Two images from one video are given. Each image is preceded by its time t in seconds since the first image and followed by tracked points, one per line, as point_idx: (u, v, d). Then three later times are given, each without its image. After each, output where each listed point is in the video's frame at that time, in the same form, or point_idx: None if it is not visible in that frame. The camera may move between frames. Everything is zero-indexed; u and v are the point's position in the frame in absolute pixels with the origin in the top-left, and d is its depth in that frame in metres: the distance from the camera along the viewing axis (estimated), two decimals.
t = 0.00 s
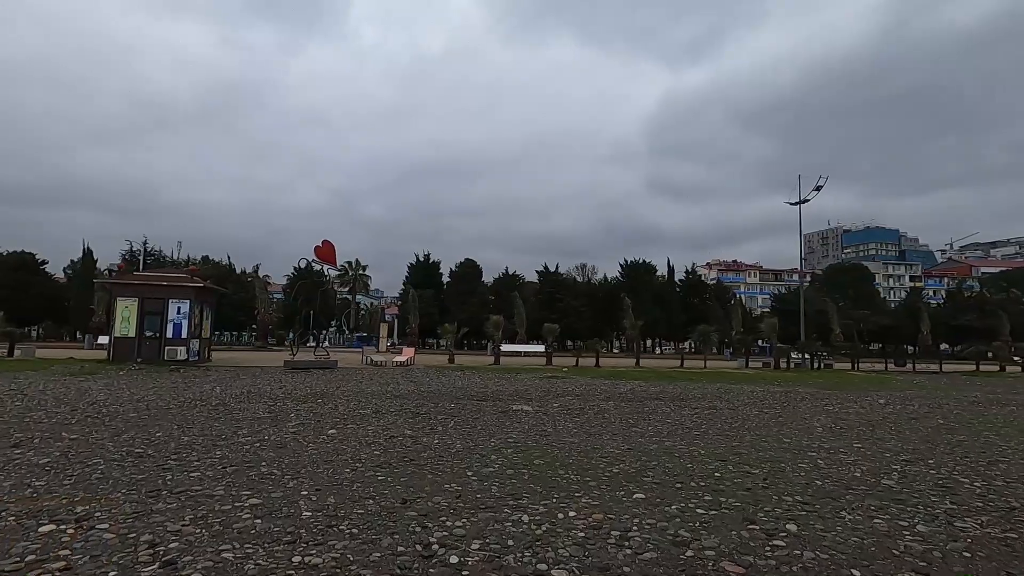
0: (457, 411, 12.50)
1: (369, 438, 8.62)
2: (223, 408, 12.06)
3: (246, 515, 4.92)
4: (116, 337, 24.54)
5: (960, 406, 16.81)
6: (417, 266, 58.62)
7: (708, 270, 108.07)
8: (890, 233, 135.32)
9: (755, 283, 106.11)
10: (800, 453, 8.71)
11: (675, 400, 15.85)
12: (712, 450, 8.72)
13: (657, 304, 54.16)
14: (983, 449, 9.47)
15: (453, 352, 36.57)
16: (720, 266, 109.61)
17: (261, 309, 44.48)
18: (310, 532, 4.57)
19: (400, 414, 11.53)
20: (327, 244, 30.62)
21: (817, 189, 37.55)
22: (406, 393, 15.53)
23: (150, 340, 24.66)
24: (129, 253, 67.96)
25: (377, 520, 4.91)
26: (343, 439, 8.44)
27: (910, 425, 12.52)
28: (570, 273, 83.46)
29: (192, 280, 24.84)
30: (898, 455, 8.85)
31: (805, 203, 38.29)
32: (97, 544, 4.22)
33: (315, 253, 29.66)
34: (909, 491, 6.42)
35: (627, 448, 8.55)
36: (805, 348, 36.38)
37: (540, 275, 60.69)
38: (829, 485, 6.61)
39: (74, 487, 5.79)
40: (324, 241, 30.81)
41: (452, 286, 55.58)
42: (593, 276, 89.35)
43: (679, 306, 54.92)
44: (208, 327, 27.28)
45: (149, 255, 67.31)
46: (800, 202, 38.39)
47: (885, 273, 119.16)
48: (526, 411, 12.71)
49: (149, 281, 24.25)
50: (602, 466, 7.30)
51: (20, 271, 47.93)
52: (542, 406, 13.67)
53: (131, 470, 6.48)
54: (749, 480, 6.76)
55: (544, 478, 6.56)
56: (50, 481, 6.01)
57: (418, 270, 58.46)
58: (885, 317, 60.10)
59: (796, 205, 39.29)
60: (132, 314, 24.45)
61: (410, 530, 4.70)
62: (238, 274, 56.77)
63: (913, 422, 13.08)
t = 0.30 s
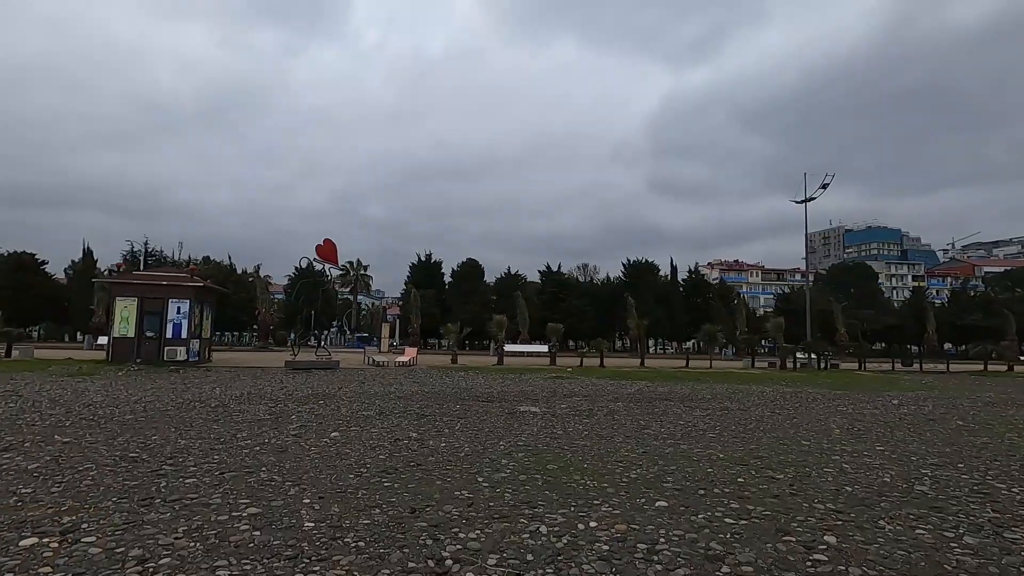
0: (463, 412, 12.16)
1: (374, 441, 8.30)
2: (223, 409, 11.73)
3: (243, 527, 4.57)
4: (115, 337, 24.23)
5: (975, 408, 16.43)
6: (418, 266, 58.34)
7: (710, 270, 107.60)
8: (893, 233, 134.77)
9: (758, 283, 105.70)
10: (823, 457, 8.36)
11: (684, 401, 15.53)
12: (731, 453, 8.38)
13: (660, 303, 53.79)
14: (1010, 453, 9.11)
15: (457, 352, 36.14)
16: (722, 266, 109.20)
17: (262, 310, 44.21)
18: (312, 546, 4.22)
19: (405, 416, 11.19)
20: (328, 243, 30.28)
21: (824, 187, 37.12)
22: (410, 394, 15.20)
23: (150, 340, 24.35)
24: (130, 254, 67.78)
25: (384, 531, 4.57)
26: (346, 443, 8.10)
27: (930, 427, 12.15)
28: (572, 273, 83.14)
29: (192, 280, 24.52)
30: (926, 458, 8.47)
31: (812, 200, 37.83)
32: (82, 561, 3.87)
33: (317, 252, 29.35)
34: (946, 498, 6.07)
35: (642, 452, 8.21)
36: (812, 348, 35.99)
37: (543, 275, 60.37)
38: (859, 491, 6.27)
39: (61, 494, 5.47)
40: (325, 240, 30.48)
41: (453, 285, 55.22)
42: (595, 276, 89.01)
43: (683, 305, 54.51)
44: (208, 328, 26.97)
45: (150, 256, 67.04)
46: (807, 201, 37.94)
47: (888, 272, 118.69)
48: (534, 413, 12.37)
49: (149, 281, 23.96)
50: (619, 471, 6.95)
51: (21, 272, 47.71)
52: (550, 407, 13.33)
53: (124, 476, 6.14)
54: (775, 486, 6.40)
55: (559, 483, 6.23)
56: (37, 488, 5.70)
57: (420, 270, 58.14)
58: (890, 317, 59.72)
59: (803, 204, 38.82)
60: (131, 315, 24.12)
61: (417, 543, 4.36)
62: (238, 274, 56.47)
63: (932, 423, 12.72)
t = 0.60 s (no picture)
0: (467, 415, 11.84)
1: (375, 447, 7.98)
2: (220, 413, 11.41)
3: (235, 542, 4.26)
4: (114, 339, 23.95)
5: (989, 409, 16.08)
6: (420, 267, 58.06)
7: (713, 270, 107.24)
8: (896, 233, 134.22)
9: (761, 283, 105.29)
10: (844, 462, 8.00)
11: (692, 403, 15.20)
12: (748, 459, 8.04)
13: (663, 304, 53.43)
14: None
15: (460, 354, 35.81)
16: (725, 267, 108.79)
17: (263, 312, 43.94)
18: (307, 565, 3.89)
19: (407, 420, 10.85)
20: (329, 243, 29.97)
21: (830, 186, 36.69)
22: (412, 396, 14.87)
23: (149, 342, 24.08)
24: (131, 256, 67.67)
25: (386, 548, 4.25)
26: (346, 449, 7.77)
27: (948, 430, 11.80)
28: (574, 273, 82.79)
29: (192, 281, 24.25)
30: (952, 464, 8.11)
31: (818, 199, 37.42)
32: None
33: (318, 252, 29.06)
34: (982, 508, 5.71)
35: (655, 458, 7.87)
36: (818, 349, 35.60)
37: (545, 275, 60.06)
38: (888, 500, 5.92)
39: (44, 506, 5.15)
40: (326, 240, 30.17)
41: (455, 286, 54.91)
42: (597, 276, 88.68)
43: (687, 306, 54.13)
44: (208, 329, 26.69)
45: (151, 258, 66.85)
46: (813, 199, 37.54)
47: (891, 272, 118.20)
48: (539, 416, 12.02)
49: (149, 282, 23.68)
50: (632, 479, 6.59)
51: (21, 273, 47.50)
52: (556, 410, 12.99)
53: (112, 486, 5.83)
54: (798, 494, 6.07)
55: (570, 492, 5.90)
56: (18, 499, 5.37)
57: (422, 271, 57.86)
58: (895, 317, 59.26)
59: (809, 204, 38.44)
60: (130, 317, 23.86)
61: (421, 561, 4.03)
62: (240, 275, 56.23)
63: (950, 426, 12.32)
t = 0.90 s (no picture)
0: (469, 419, 11.47)
1: (372, 453, 7.59)
2: (214, 417, 11.04)
3: (216, 563, 3.88)
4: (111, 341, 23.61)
5: (1004, 411, 15.66)
6: (421, 268, 57.75)
7: (715, 271, 106.78)
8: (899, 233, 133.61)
9: (763, 284, 104.80)
10: (866, 469, 7.59)
11: (699, 405, 14.81)
12: (765, 465, 7.64)
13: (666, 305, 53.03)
14: None
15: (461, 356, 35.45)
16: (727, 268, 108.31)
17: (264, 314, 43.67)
18: None
19: (406, 424, 10.48)
20: (329, 243, 29.61)
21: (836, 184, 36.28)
22: (413, 399, 14.50)
23: (146, 344, 23.73)
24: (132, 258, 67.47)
25: (382, 568, 3.86)
26: (343, 456, 7.39)
27: (969, 434, 11.36)
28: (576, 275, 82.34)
29: (190, 282, 23.93)
30: (980, 471, 7.69)
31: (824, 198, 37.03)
32: None
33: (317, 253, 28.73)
34: None
35: (667, 464, 7.47)
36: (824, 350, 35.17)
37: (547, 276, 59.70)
38: (922, 512, 5.52)
39: (14, 520, 4.78)
40: (326, 241, 29.83)
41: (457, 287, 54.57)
42: (599, 277, 88.27)
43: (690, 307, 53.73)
44: (206, 331, 26.37)
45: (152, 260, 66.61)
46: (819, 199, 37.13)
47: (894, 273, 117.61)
48: (544, 420, 11.62)
49: (146, 283, 23.35)
50: (645, 488, 6.19)
51: (21, 275, 47.27)
52: (561, 413, 12.60)
53: (90, 497, 5.45)
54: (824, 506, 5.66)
55: (580, 504, 5.51)
56: None
57: (423, 272, 57.52)
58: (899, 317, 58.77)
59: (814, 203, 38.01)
60: (127, 318, 23.54)
61: None
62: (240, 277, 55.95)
63: (968, 430, 11.90)
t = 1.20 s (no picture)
0: (477, 423, 11.11)
1: (377, 460, 7.23)
2: (214, 421, 10.72)
3: None
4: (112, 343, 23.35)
5: None
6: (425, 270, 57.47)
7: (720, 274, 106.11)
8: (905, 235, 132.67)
9: (769, 287, 104.12)
10: (898, 477, 7.19)
11: (712, 409, 14.40)
12: (791, 473, 7.25)
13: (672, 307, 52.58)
14: None
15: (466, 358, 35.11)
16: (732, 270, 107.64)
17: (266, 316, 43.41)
18: None
19: (411, 428, 10.13)
20: (332, 244, 29.33)
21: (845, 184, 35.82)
22: (418, 403, 14.13)
23: (147, 347, 23.47)
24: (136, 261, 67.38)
25: None
26: (346, 462, 7.04)
27: (997, 439, 10.92)
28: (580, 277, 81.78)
29: (192, 283, 23.67)
30: (1020, 479, 7.27)
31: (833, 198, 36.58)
32: None
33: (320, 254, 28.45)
34: None
35: (688, 472, 7.09)
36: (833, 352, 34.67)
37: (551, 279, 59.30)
38: (971, 525, 5.12)
39: None
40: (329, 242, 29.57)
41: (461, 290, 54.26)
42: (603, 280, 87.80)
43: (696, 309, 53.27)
44: (209, 334, 26.10)
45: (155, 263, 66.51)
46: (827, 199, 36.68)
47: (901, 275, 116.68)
48: (554, 424, 11.25)
49: (147, 285, 23.10)
50: (668, 498, 5.82)
51: (24, 278, 47.19)
52: (571, 417, 12.21)
53: (78, 508, 5.11)
54: (864, 518, 5.28)
55: (601, 515, 5.15)
56: None
57: (427, 275, 57.23)
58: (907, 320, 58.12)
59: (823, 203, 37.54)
60: (129, 320, 23.29)
61: None
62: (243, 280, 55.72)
63: (994, 435, 11.44)
